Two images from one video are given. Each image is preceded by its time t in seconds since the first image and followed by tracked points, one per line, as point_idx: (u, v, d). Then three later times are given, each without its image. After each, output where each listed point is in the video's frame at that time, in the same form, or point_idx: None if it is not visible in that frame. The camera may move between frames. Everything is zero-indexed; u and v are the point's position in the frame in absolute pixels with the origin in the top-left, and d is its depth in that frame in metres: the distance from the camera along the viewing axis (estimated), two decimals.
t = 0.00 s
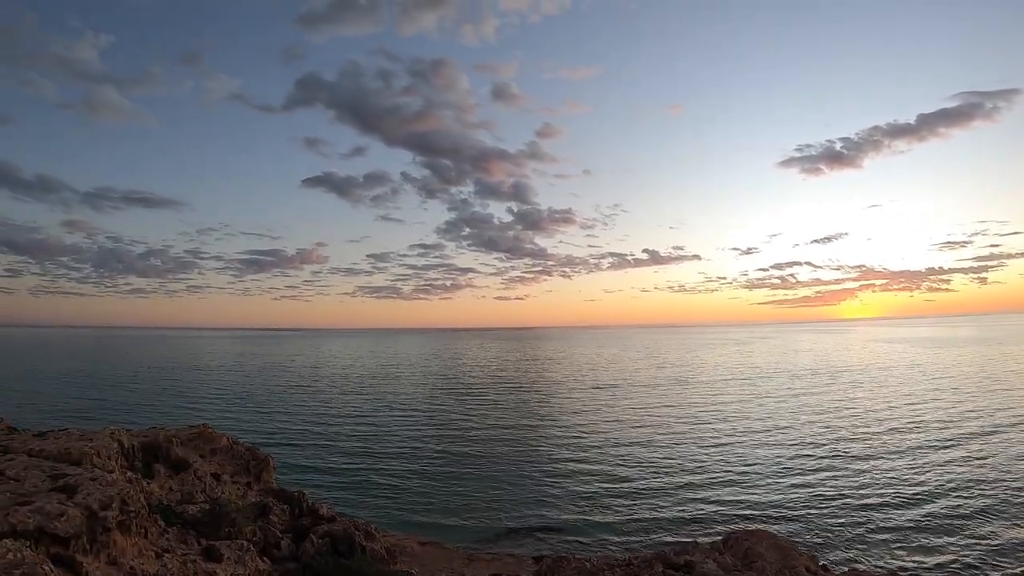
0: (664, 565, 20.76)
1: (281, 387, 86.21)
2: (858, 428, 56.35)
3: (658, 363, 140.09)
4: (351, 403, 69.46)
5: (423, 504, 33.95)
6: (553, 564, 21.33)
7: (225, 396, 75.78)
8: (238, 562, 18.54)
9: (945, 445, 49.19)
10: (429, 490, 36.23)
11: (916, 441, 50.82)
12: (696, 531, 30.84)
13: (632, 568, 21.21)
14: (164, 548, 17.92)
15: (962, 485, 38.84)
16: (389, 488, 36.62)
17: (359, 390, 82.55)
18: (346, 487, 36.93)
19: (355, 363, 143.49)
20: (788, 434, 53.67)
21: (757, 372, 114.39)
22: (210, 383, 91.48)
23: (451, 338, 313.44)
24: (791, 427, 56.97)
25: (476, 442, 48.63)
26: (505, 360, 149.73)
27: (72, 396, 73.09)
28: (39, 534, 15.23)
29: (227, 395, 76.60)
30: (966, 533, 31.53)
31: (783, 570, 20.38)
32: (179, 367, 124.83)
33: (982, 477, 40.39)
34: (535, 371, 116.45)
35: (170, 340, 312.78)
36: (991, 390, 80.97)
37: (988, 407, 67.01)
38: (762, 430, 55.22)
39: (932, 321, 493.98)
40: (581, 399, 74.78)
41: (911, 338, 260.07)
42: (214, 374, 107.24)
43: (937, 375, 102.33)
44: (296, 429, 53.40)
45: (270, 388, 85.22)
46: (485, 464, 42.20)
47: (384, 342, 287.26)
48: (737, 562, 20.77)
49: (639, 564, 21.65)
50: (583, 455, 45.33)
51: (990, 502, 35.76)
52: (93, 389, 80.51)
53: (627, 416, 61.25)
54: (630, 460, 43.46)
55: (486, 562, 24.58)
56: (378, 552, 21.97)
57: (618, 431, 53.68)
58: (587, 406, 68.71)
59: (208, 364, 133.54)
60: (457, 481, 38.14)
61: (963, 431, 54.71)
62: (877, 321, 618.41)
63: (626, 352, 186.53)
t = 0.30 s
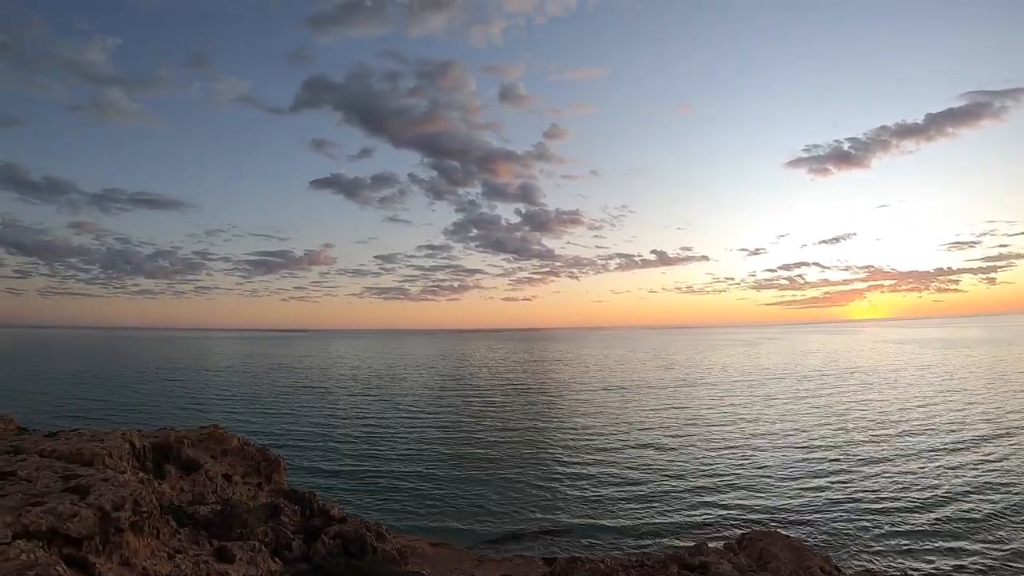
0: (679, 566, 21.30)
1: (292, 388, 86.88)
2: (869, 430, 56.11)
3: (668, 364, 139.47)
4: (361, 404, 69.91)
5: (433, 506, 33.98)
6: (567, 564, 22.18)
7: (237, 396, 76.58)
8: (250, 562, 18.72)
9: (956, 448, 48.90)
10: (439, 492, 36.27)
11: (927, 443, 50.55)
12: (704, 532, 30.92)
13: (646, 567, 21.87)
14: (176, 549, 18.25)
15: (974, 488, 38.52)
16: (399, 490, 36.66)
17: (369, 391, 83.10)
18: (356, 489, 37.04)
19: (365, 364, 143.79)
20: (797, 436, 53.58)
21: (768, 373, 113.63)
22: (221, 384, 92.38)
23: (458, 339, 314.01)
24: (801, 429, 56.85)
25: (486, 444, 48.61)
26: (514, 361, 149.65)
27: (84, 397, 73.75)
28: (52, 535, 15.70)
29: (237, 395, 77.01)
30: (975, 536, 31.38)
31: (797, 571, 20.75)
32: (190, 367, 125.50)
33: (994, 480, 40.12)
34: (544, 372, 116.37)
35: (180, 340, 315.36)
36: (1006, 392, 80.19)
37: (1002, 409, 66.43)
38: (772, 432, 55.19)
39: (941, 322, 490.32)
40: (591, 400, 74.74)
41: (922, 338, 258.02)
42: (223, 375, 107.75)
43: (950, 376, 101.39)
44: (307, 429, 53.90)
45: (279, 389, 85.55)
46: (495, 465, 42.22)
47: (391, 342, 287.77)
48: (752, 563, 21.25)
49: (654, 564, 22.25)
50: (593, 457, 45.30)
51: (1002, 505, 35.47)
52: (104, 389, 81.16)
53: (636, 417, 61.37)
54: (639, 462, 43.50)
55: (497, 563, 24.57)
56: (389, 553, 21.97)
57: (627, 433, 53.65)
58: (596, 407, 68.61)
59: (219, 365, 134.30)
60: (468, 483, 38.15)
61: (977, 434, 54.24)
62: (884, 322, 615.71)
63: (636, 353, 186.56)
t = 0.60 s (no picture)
0: (698, 566, 21.56)
1: (303, 388, 87.33)
2: (883, 431, 55.71)
3: (679, 364, 138.90)
4: (372, 403, 70.15)
5: (447, 505, 34.03)
6: (584, 564, 22.25)
7: (248, 396, 77.11)
8: (265, 561, 18.89)
9: (971, 450, 48.48)
10: (453, 492, 36.30)
11: (942, 445, 50.13)
12: (717, 532, 30.90)
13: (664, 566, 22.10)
14: (192, 548, 18.46)
15: (989, 491, 38.16)
16: (413, 490, 36.74)
17: (380, 391, 83.27)
18: (370, 489, 37.15)
19: (375, 363, 144.15)
20: (809, 437, 53.33)
21: (780, 373, 112.88)
22: (233, 383, 93.00)
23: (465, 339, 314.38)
24: (813, 429, 56.58)
25: (498, 444, 48.62)
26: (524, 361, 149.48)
27: (97, 397, 74.34)
28: (69, 534, 15.97)
29: (249, 395, 77.55)
30: (989, 540, 31.15)
31: (816, 571, 20.78)
32: (201, 367, 126.09)
33: (1009, 483, 39.72)
34: (554, 372, 116.27)
35: (190, 340, 317.78)
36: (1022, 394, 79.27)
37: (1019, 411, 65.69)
38: (784, 432, 54.98)
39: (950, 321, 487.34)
40: (602, 400, 74.53)
41: (934, 338, 255.67)
42: (234, 375, 108.27)
43: (966, 377, 100.28)
44: (320, 428, 54.15)
45: (290, 389, 85.78)
46: (507, 465, 42.25)
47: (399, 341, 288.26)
48: (770, 562, 21.40)
49: (672, 563, 22.46)
50: (604, 456, 45.24)
51: (1018, 509, 35.10)
52: (117, 390, 81.71)
53: (647, 417, 61.28)
54: (652, 462, 43.41)
55: (510, 562, 24.61)
56: (404, 552, 21.96)
57: (639, 433, 53.53)
58: (608, 407, 68.49)
59: (230, 365, 134.84)
60: (481, 483, 38.16)
61: (993, 436, 53.69)
62: (892, 321, 612.14)
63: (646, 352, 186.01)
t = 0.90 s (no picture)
0: (720, 566, 21.71)
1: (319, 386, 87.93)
2: (904, 433, 55.01)
3: (697, 362, 137.73)
4: (388, 402, 70.42)
5: (466, 504, 34.14)
6: (605, 563, 22.28)
7: (265, 394, 77.76)
8: (286, 558, 19.08)
9: (995, 453, 47.72)
10: (472, 491, 36.44)
11: (964, 447, 49.42)
12: (735, 531, 30.94)
13: (686, 565, 22.19)
14: (213, 544, 18.65)
15: (1013, 494, 37.60)
16: (432, 488, 36.90)
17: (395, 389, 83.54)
18: (390, 486, 37.33)
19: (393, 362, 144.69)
20: (828, 437, 52.88)
21: (800, 372, 111.55)
22: (250, 381, 93.84)
23: (478, 337, 314.69)
24: (832, 430, 56.08)
25: (516, 442, 48.68)
26: (541, 359, 149.04)
27: (118, 394, 75.43)
28: (91, 530, 16.18)
29: (266, 393, 78.16)
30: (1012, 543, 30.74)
31: (840, 570, 21.13)
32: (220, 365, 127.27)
33: None
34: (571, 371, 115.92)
35: (205, 338, 321.05)
36: None
37: None
38: (802, 432, 54.55)
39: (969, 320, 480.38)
40: (621, 399, 74.21)
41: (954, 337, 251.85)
42: (252, 372, 109.09)
43: (993, 377, 98.29)
44: (337, 426, 54.49)
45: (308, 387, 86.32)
46: (524, 464, 42.28)
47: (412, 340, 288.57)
48: (793, 562, 21.83)
49: (694, 562, 22.58)
50: (620, 455, 45.16)
51: None
52: (136, 388, 82.55)
53: (664, 417, 61.08)
54: (670, 461, 43.36)
55: (529, 560, 24.69)
56: (423, 550, 22.06)
57: (657, 432, 53.36)
58: (626, 406, 68.25)
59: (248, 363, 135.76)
60: (500, 481, 38.26)
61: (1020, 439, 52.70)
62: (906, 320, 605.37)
63: (662, 351, 184.89)
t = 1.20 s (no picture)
0: (748, 568, 21.81)
1: (342, 383, 88.73)
2: (934, 436, 53.87)
3: (722, 362, 136.36)
4: (410, 399, 70.86)
5: (491, 503, 34.23)
6: (630, 562, 22.29)
7: (289, 390, 78.77)
8: (311, 553, 19.20)
9: None
10: (497, 489, 36.51)
11: (997, 453, 48.28)
12: (759, 533, 30.76)
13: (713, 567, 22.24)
14: (239, 539, 18.89)
15: None
16: (458, 486, 37.04)
17: (417, 387, 83.99)
18: (416, 484, 37.58)
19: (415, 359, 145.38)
20: (855, 439, 52.09)
21: (827, 373, 109.81)
22: (275, 377, 95.16)
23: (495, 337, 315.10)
24: (859, 432, 55.21)
25: (539, 441, 48.67)
26: (562, 358, 148.83)
27: (146, 389, 76.98)
28: (119, 523, 16.55)
29: (291, 390, 79.13)
30: None
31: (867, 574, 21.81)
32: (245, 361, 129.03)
33: None
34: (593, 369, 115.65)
35: (229, 334, 326.87)
36: None
37: None
38: (827, 434, 53.82)
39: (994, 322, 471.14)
40: (644, 398, 73.95)
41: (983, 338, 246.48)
42: (276, 369, 110.54)
43: None
44: (362, 423, 55.00)
45: (331, 384, 87.08)
46: (546, 463, 42.29)
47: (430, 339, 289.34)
48: (820, 565, 22.50)
49: (720, 564, 22.61)
50: (642, 455, 44.97)
51: None
52: (164, 383, 84.20)
53: (687, 417, 60.74)
54: (693, 461, 43.16)
55: (553, 559, 24.66)
56: (448, 547, 22.15)
57: (680, 432, 53.11)
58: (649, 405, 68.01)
59: (273, 359, 137.48)
60: (524, 480, 38.29)
61: None
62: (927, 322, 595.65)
63: (684, 350, 183.55)
